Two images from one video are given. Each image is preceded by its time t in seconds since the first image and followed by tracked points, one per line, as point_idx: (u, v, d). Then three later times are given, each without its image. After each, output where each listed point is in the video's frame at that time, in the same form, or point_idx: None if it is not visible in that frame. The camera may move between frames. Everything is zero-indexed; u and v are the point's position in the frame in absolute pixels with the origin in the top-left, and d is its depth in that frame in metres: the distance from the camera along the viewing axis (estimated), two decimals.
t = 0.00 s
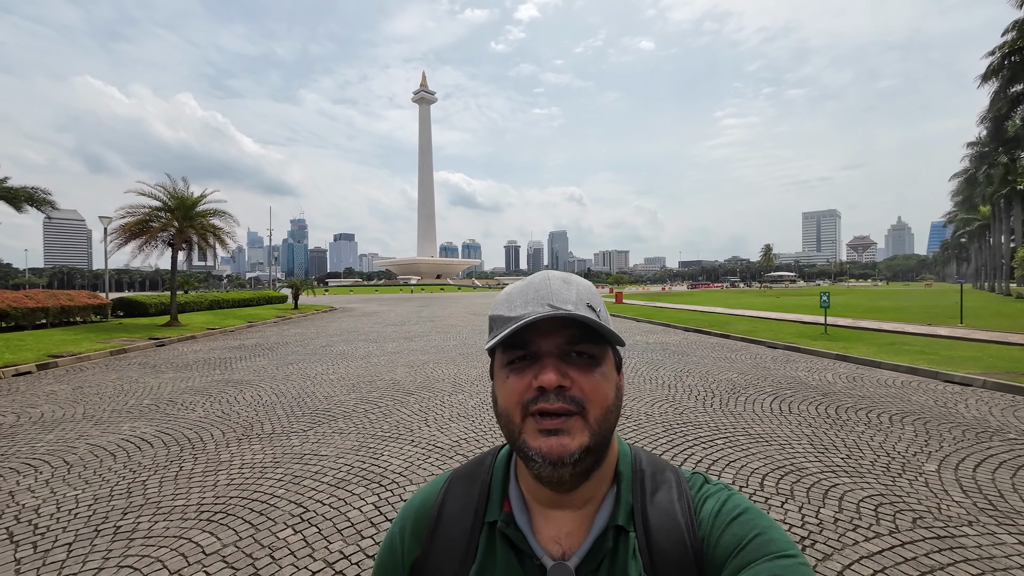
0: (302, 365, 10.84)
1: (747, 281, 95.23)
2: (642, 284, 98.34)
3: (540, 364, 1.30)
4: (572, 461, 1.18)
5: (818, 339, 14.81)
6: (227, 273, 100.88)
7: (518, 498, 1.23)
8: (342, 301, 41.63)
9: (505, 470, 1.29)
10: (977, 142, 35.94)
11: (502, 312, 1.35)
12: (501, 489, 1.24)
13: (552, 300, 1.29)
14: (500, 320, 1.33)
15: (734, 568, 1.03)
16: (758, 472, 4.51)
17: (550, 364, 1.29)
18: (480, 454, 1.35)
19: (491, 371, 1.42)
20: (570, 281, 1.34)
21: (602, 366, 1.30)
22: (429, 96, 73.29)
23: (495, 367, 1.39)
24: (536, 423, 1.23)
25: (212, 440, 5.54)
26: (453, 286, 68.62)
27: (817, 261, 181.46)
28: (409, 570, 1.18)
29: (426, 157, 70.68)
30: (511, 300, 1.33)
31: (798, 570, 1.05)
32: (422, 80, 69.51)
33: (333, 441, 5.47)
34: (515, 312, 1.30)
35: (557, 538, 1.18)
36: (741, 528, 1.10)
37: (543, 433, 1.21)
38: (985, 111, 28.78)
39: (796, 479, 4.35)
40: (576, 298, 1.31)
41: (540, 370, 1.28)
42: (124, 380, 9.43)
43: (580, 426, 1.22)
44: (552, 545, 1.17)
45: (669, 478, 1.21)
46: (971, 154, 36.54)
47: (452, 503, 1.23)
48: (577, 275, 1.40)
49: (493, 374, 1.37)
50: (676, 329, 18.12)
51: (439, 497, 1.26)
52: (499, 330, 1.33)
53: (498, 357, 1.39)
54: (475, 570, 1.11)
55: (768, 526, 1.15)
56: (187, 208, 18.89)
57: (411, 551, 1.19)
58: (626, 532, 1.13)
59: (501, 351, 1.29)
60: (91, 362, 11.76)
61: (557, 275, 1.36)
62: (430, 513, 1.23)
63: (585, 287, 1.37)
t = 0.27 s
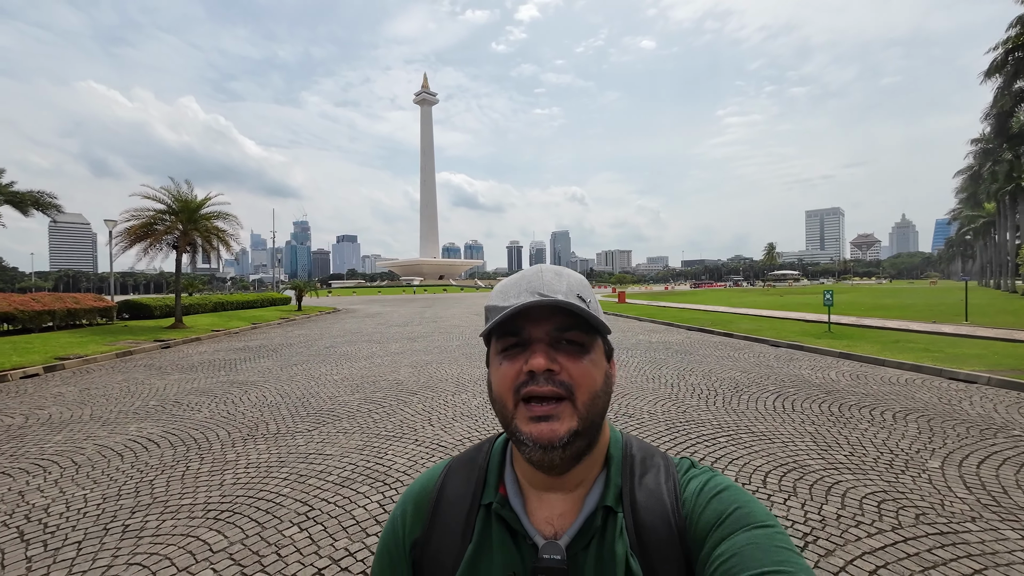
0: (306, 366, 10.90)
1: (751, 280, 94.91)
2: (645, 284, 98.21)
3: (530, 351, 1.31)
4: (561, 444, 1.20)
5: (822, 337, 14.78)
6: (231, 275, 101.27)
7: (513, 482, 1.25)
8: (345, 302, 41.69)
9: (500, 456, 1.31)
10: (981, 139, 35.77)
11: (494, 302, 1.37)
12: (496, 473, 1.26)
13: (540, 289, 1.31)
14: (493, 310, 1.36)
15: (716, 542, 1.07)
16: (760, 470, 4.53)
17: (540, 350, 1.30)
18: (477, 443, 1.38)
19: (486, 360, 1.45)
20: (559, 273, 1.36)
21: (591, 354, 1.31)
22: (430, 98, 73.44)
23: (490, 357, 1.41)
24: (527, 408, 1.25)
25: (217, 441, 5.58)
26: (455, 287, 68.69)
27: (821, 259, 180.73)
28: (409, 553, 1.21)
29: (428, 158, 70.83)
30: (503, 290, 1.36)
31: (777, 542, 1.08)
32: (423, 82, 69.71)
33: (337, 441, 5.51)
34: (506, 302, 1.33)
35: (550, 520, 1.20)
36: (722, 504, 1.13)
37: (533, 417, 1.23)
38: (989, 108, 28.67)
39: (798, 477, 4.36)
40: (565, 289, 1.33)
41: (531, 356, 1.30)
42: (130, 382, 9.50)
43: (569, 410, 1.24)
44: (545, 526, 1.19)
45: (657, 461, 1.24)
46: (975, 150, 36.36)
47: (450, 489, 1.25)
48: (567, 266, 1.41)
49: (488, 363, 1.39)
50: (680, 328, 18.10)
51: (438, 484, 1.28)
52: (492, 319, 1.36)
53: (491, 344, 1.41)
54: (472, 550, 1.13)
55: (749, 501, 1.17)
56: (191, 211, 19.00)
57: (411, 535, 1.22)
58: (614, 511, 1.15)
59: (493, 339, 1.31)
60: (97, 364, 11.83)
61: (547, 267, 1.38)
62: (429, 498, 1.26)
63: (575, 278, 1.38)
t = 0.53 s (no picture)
0: (311, 366, 10.94)
1: (754, 278, 94.62)
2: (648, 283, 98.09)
3: (540, 334, 1.33)
4: (572, 423, 1.21)
5: (826, 335, 14.74)
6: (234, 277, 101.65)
7: (527, 463, 1.27)
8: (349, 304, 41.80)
9: (513, 439, 1.33)
10: (985, 136, 35.61)
11: (504, 289, 1.39)
12: (510, 455, 1.28)
13: (549, 274, 1.33)
14: (503, 296, 1.38)
15: (729, 510, 1.09)
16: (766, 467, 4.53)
17: (550, 333, 1.32)
18: (490, 429, 1.39)
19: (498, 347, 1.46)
20: (568, 260, 1.38)
21: (600, 336, 1.32)
22: (432, 100, 73.60)
23: (501, 343, 1.43)
24: (537, 389, 1.26)
25: (224, 441, 5.61)
26: (458, 288, 68.79)
27: (825, 258, 180.07)
28: (427, 535, 1.22)
29: (430, 160, 70.99)
30: (513, 277, 1.38)
31: (789, 503, 1.10)
32: (425, 84, 69.91)
33: (343, 440, 5.53)
34: (516, 287, 1.34)
35: (564, 499, 1.21)
36: (733, 474, 1.16)
37: (544, 398, 1.25)
38: (993, 105, 28.56)
39: (805, 474, 4.35)
40: (574, 274, 1.34)
41: (540, 339, 1.32)
42: (137, 384, 9.54)
43: (579, 391, 1.25)
44: (559, 506, 1.21)
45: (667, 440, 1.26)
46: (979, 147, 36.22)
47: (465, 472, 1.27)
48: (575, 254, 1.43)
49: (499, 349, 1.41)
50: (683, 327, 18.09)
51: (453, 469, 1.30)
52: (502, 305, 1.38)
53: (503, 331, 1.42)
54: (488, 529, 1.15)
55: (758, 471, 1.20)
56: (195, 214, 19.08)
57: (428, 517, 1.24)
58: (627, 488, 1.16)
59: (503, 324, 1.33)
60: (104, 366, 11.90)
61: (555, 254, 1.39)
62: (445, 482, 1.28)
63: (583, 264, 1.40)
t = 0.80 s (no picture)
0: (314, 368, 10.95)
1: (757, 278, 94.39)
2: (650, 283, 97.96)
3: (541, 336, 1.31)
4: (573, 425, 1.20)
5: (829, 335, 14.69)
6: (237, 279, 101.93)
7: (528, 467, 1.25)
8: (351, 305, 41.89)
9: (514, 443, 1.31)
10: (988, 133, 35.47)
11: (505, 290, 1.38)
12: (511, 459, 1.26)
13: (550, 275, 1.31)
14: (503, 297, 1.36)
15: (734, 512, 1.08)
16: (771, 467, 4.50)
17: (550, 334, 1.30)
18: (491, 433, 1.38)
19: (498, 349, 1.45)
20: (568, 260, 1.36)
21: (601, 338, 1.30)
22: (433, 101, 73.79)
23: (501, 344, 1.42)
24: (538, 391, 1.25)
25: (226, 443, 5.61)
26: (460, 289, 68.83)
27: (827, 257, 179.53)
28: (427, 540, 1.21)
29: (431, 161, 71.12)
30: (513, 278, 1.36)
31: (795, 503, 1.09)
32: (426, 86, 70.12)
33: (345, 442, 5.53)
34: (516, 289, 1.33)
35: (565, 503, 1.20)
36: (738, 474, 1.14)
37: (544, 400, 1.23)
38: (995, 102, 28.47)
39: (810, 474, 4.32)
40: (575, 276, 1.33)
41: (541, 341, 1.30)
42: (140, 386, 9.56)
43: (579, 393, 1.23)
44: (561, 510, 1.19)
45: (670, 442, 1.24)
46: (981, 145, 36.09)
47: (466, 477, 1.26)
48: (576, 254, 1.41)
49: (499, 350, 1.40)
50: (686, 327, 18.06)
51: (453, 473, 1.29)
52: (502, 307, 1.36)
53: (503, 332, 1.41)
54: (489, 535, 1.13)
55: (762, 470, 1.19)
56: (197, 217, 19.14)
57: (428, 523, 1.22)
58: (629, 492, 1.15)
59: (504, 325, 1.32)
60: (107, 369, 11.93)
61: (556, 255, 1.38)
62: (446, 487, 1.27)
63: (584, 264, 1.38)
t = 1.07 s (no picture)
0: (316, 369, 10.96)
1: (759, 277, 94.19)
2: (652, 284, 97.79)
3: (534, 327, 1.32)
4: (568, 417, 1.20)
5: (832, 334, 14.65)
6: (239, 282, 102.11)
7: (523, 460, 1.25)
8: (353, 307, 41.93)
9: (510, 437, 1.32)
10: (991, 132, 35.32)
11: (498, 283, 1.38)
12: (506, 452, 1.27)
13: (542, 267, 1.32)
14: (496, 291, 1.37)
15: (730, 506, 1.08)
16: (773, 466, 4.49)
17: (544, 326, 1.31)
18: (487, 428, 1.38)
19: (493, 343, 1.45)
20: (562, 252, 1.37)
21: (595, 330, 1.30)
22: (434, 103, 73.88)
23: (496, 338, 1.42)
24: (532, 383, 1.25)
25: (229, 444, 5.62)
26: (462, 290, 68.91)
27: (829, 256, 179.38)
28: (424, 533, 1.21)
29: (433, 162, 71.17)
30: (506, 271, 1.37)
31: (792, 499, 1.08)
32: (428, 88, 70.35)
33: (347, 443, 5.53)
34: (509, 281, 1.34)
35: (561, 495, 1.20)
36: (735, 469, 1.14)
37: (539, 392, 1.24)
38: (999, 100, 28.37)
39: (813, 473, 4.30)
40: (568, 268, 1.33)
41: (535, 333, 1.30)
42: (143, 388, 9.58)
43: (573, 385, 1.24)
44: (555, 503, 1.20)
45: (666, 434, 1.24)
46: (985, 143, 35.93)
47: (462, 470, 1.26)
48: (569, 246, 1.42)
49: (494, 345, 1.40)
50: (688, 327, 18.03)
51: (450, 466, 1.30)
52: (496, 300, 1.37)
53: (497, 326, 1.41)
54: (486, 528, 1.13)
55: (760, 466, 1.18)
56: (200, 219, 19.19)
57: (425, 515, 1.23)
58: (625, 484, 1.15)
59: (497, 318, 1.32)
60: (110, 371, 11.96)
61: (550, 247, 1.38)
62: (443, 480, 1.27)
63: (577, 257, 1.39)
